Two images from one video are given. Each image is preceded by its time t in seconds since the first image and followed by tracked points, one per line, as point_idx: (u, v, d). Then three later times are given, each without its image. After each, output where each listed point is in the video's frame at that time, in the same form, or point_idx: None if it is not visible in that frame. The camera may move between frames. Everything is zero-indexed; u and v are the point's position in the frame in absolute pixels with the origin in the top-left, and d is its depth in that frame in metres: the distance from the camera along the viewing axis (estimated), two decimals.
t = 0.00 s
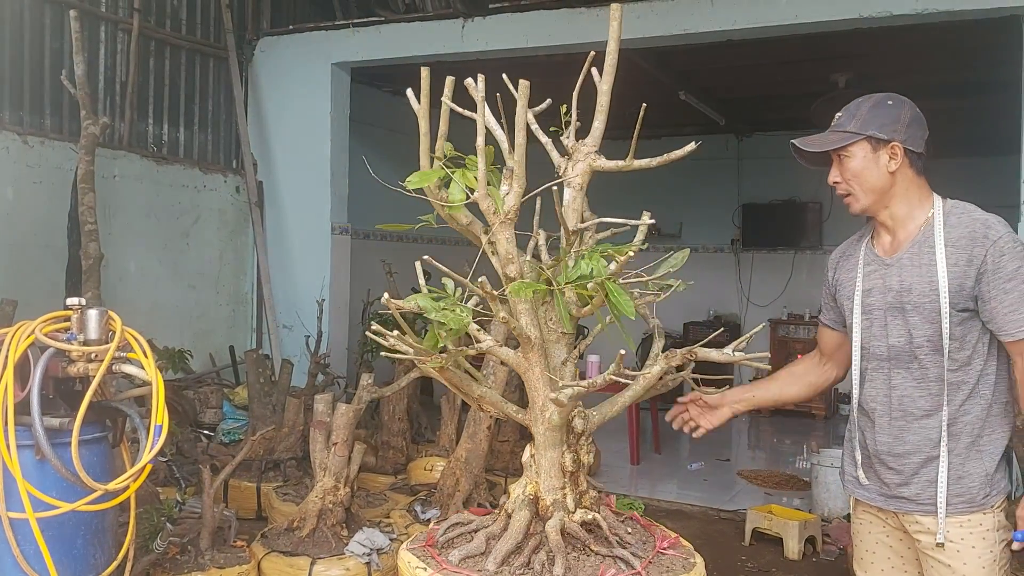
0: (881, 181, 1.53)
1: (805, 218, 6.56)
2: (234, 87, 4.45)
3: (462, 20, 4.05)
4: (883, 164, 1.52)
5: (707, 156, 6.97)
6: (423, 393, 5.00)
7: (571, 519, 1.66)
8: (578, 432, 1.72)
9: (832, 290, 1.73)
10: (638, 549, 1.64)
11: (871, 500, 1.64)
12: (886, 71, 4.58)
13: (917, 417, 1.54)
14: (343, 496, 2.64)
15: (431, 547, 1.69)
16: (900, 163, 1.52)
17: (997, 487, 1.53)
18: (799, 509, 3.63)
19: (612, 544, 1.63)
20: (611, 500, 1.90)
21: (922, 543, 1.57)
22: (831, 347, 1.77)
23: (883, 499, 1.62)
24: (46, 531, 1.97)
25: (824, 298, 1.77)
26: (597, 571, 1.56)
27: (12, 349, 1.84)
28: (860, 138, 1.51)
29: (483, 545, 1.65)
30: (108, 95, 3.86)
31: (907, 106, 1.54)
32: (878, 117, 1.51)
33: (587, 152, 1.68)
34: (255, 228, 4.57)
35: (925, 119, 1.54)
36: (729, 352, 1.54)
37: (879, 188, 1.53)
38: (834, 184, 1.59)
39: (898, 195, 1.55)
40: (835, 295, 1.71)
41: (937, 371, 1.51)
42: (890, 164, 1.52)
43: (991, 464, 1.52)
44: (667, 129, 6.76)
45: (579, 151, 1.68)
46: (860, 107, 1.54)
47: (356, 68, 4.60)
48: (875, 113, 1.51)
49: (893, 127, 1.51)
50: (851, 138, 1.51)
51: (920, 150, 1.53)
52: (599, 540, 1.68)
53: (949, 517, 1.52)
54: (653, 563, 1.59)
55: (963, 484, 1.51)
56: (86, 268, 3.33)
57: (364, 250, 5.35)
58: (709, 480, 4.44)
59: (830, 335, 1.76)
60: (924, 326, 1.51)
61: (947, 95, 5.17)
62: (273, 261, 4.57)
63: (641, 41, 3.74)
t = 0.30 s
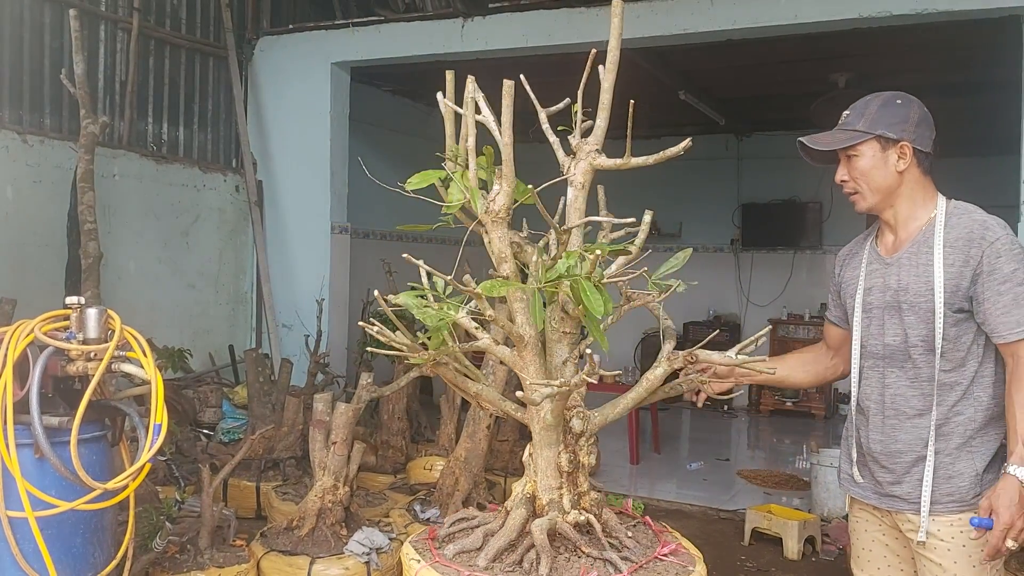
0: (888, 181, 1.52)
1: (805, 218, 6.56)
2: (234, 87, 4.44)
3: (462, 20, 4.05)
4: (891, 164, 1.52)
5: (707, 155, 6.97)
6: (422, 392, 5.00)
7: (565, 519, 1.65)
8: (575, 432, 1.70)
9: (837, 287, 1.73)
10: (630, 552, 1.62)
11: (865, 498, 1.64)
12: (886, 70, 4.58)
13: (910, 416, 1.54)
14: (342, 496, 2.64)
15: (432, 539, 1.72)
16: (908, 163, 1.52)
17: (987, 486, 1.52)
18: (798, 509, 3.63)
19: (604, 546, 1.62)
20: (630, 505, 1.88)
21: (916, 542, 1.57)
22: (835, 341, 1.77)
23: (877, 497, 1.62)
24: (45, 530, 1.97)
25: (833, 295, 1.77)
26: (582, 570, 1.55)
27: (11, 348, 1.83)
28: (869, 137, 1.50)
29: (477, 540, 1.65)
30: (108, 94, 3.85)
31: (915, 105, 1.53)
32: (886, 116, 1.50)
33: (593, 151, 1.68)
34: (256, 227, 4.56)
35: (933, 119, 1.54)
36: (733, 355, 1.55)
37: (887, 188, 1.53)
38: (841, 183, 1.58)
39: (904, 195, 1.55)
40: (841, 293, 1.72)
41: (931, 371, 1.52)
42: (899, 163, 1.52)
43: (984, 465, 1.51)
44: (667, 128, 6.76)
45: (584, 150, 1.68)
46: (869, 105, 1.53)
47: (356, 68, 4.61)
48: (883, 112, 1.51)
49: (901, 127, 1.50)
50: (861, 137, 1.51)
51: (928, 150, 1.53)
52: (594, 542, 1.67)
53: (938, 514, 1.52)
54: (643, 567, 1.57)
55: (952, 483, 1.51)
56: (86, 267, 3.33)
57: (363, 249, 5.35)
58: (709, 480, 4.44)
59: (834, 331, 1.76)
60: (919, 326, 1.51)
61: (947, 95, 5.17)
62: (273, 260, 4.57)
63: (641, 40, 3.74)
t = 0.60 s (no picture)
0: (892, 182, 1.52)
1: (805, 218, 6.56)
2: (234, 86, 4.44)
3: (462, 19, 4.04)
4: (897, 165, 1.51)
5: (707, 155, 6.97)
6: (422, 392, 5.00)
7: (557, 520, 1.65)
8: (573, 431, 1.69)
9: (837, 286, 1.73)
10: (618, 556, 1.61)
11: (864, 497, 1.64)
12: (887, 70, 4.58)
13: (912, 415, 1.53)
14: (342, 495, 2.64)
15: (437, 531, 1.76)
16: (914, 164, 1.52)
17: (988, 484, 1.52)
18: (798, 509, 3.62)
19: (593, 547, 1.61)
20: (646, 508, 1.86)
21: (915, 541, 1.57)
22: (837, 340, 1.77)
23: (876, 497, 1.61)
24: (45, 529, 1.97)
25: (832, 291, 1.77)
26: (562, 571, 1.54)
27: (11, 346, 1.83)
28: (876, 140, 1.49)
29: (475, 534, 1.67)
30: (108, 94, 3.85)
31: (917, 104, 1.53)
32: (891, 117, 1.49)
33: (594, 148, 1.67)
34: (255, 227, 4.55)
35: (935, 119, 1.53)
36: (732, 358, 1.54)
37: (892, 190, 1.53)
38: (845, 184, 1.57)
39: (907, 195, 1.54)
40: (841, 292, 1.72)
41: (934, 370, 1.51)
42: (904, 165, 1.51)
43: (983, 463, 1.51)
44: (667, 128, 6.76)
45: (585, 149, 1.68)
46: (873, 105, 1.52)
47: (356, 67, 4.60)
48: (889, 113, 1.50)
49: (907, 128, 1.49)
50: (867, 139, 1.49)
51: (931, 149, 1.53)
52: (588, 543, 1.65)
53: (937, 512, 1.52)
54: (629, 572, 1.55)
55: (953, 482, 1.51)
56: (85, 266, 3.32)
57: (363, 249, 5.34)
58: (709, 480, 4.43)
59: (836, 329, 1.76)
60: (922, 326, 1.51)
61: (948, 95, 5.17)
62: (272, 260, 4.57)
63: (641, 40, 3.73)
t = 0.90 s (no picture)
0: (896, 185, 1.52)
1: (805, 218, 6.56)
2: (234, 87, 4.44)
3: (462, 19, 4.04)
4: (902, 168, 1.51)
5: (707, 156, 6.97)
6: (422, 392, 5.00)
7: (548, 521, 1.65)
8: (568, 433, 1.69)
9: (836, 286, 1.73)
10: (602, 561, 1.60)
11: (867, 498, 1.63)
12: (887, 71, 4.58)
13: (918, 418, 1.53)
14: (342, 496, 2.64)
15: (447, 524, 1.80)
16: (919, 166, 1.52)
17: (993, 485, 1.53)
18: (798, 510, 3.63)
19: (580, 550, 1.61)
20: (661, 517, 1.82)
21: (918, 542, 1.57)
22: (836, 341, 1.78)
23: (879, 498, 1.61)
24: (45, 530, 1.97)
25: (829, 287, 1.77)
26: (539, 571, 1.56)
27: (11, 347, 1.84)
28: (882, 142, 1.49)
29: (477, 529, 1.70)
30: (108, 94, 3.85)
31: (923, 106, 1.53)
32: (898, 119, 1.49)
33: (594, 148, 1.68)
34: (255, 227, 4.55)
35: (940, 121, 1.53)
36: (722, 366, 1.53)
37: (895, 193, 1.53)
38: (849, 185, 1.57)
39: (910, 198, 1.55)
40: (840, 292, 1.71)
41: (940, 373, 1.51)
42: (909, 167, 1.52)
43: (988, 463, 1.52)
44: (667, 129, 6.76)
45: (584, 150, 1.69)
46: (879, 107, 1.52)
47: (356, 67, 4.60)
48: (895, 115, 1.50)
49: (913, 130, 1.49)
50: (875, 142, 1.49)
51: (935, 152, 1.53)
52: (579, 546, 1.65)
53: (944, 514, 1.52)
54: None
55: (960, 483, 1.51)
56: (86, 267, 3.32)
57: (363, 249, 5.34)
58: (708, 480, 4.44)
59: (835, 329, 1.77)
60: (928, 329, 1.51)
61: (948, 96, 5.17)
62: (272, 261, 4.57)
63: (641, 40, 3.74)
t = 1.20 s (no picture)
0: (902, 185, 1.52)
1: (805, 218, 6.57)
2: (234, 87, 4.45)
3: (462, 19, 4.04)
4: (911, 169, 1.52)
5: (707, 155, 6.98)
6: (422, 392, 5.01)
7: (537, 521, 1.67)
8: (562, 435, 1.70)
9: (836, 283, 1.74)
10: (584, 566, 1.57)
11: (867, 498, 1.64)
12: (887, 71, 4.58)
13: (920, 417, 1.53)
14: (341, 496, 2.64)
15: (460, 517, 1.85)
16: (928, 170, 1.53)
17: (994, 486, 1.53)
18: (797, 510, 3.63)
19: (563, 551, 1.60)
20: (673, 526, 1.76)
21: (919, 542, 1.57)
22: (835, 340, 1.78)
23: (880, 498, 1.61)
24: (45, 530, 1.97)
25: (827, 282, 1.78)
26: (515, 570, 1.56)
27: (11, 347, 1.84)
28: (895, 141, 1.50)
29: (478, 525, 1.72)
30: (108, 94, 3.85)
31: (941, 110, 1.53)
32: (913, 121, 1.50)
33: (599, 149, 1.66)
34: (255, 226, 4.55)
35: (956, 126, 1.54)
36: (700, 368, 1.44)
37: (902, 193, 1.53)
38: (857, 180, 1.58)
39: (917, 198, 1.55)
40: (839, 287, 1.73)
41: (942, 372, 1.51)
42: (918, 169, 1.52)
43: (990, 463, 1.53)
44: (667, 129, 6.76)
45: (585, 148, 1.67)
46: (897, 105, 1.52)
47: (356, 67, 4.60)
48: (912, 115, 1.50)
49: (927, 133, 1.50)
50: (887, 140, 1.50)
51: (946, 156, 1.54)
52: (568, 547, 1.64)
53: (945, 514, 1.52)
54: None
55: (963, 484, 1.52)
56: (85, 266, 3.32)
57: (363, 249, 5.35)
58: (708, 480, 4.44)
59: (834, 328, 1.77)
60: (932, 329, 1.51)
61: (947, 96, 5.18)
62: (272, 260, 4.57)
63: (641, 41, 3.74)
